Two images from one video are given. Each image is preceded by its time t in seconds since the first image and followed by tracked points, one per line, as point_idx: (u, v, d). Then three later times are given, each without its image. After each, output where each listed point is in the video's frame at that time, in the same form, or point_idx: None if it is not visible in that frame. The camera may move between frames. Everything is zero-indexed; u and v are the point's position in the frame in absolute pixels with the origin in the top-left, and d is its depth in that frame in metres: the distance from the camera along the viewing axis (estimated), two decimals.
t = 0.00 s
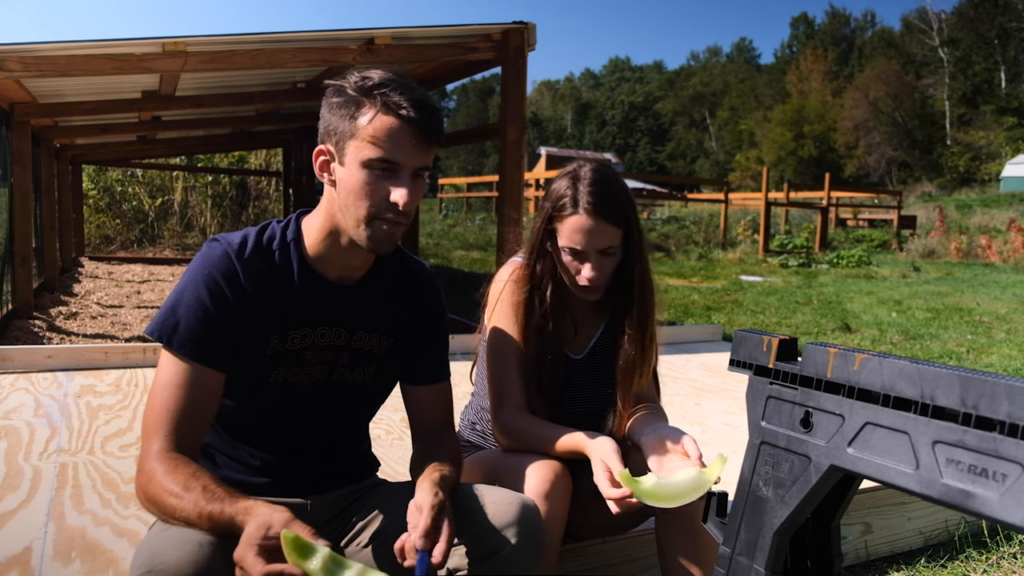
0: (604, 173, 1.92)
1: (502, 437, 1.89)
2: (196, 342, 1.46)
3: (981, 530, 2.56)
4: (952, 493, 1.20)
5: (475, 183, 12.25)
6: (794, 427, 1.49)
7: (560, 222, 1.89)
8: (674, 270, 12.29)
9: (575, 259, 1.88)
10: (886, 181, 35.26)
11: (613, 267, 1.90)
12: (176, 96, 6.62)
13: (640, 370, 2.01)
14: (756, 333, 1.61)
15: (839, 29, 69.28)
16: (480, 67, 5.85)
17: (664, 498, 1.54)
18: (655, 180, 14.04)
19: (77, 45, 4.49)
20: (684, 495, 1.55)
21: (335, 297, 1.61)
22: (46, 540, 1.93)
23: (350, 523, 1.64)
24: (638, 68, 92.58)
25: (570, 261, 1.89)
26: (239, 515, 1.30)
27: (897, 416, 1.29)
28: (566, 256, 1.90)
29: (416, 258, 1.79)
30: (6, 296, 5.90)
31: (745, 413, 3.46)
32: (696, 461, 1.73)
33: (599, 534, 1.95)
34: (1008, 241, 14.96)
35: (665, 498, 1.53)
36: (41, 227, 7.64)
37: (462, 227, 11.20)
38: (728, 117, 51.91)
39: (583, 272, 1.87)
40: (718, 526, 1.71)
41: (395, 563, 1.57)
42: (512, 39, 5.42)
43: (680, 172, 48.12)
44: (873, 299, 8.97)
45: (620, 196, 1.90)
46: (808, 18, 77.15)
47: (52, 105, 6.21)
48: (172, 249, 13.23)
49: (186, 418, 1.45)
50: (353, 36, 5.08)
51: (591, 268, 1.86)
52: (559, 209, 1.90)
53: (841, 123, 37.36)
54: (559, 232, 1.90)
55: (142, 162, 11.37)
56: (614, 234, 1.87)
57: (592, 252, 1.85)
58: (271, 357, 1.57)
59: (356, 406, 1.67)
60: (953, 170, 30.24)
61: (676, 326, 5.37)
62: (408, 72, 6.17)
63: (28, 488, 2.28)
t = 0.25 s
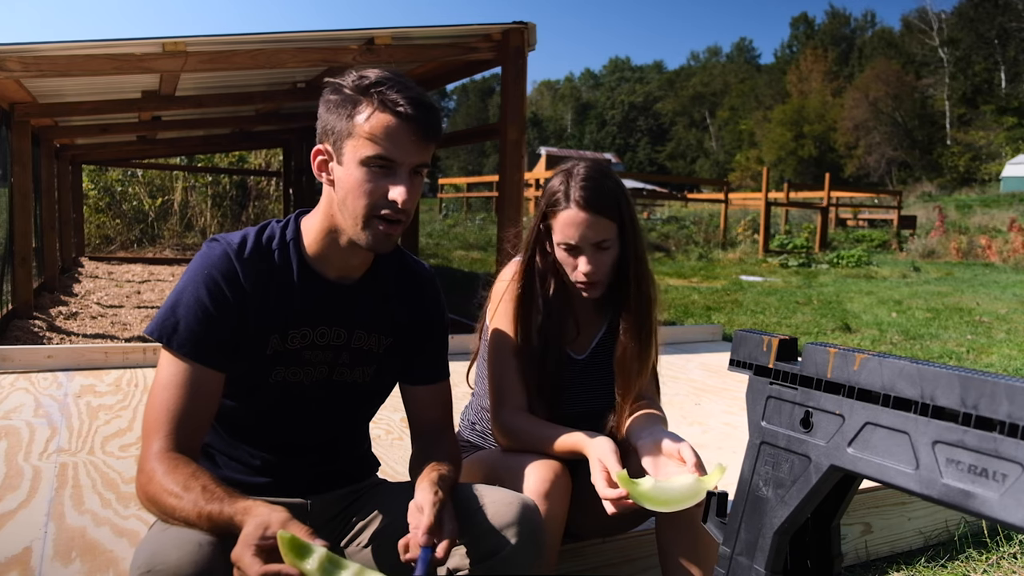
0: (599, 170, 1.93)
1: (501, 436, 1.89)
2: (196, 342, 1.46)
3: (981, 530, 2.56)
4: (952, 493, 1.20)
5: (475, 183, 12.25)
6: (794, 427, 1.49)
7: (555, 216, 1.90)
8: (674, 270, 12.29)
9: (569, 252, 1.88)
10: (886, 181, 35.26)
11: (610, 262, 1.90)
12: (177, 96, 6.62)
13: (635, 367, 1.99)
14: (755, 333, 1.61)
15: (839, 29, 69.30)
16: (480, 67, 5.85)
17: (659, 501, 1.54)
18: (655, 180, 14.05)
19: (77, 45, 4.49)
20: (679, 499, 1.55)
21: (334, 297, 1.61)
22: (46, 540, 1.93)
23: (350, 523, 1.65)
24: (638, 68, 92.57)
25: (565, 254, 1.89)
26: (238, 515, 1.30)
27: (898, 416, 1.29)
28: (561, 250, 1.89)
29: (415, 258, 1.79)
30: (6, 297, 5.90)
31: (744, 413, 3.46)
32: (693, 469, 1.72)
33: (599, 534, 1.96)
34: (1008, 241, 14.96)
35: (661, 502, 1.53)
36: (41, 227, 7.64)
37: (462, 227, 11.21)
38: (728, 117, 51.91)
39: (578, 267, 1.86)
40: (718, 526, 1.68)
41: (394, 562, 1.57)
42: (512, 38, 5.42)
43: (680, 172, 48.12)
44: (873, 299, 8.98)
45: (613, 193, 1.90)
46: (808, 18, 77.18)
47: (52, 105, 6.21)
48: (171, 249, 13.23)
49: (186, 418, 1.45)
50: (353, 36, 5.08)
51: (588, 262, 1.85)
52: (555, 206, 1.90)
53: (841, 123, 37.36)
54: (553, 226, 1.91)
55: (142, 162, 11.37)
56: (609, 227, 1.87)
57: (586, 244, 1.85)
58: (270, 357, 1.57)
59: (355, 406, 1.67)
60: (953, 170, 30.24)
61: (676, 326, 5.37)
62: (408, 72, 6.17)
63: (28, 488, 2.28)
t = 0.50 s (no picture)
0: (596, 166, 1.94)
1: (503, 437, 1.89)
2: (196, 342, 1.46)
3: (981, 530, 2.56)
4: (952, 493, 1.20)
5: (475, 183, 12.24)
6: (794, 427, 1.49)
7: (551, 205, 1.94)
8: (674, 270, 12.29)
9: (564, 232, 1.91)
10: (886, 181, 35.24)
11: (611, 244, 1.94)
12: (177, 96, 6.62)
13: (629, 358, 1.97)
14: (756, 333, 1.61)
15: (839, 29, 69.31)
16: (480, 67, 5.85)
17: (661, 499, 1.54)
18: (655, 180, 14.04)
19: (76, 45, 4.49)
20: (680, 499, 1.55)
21: (334, 297, 1.61)
22: (46, 540, 1.93)
23: (351, 522, 1.65)
24: (638, 68, 92.56)
25: (561, 242, 1.92)
26: (237, 516, 1.30)
27: (898, 416, 1.29)
28: (557, 235, 1.93)
29: (415, 258, 1.79)
30: (6, 297, 5.90)
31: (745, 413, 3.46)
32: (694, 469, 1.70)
33: (599, 534, 1.96)
34: (1008, 241, 14.96)
35: (664, 500, 1.53)
36: (41, 227, 7.64)
37: (462, 227, 11.21)
38: (728, 117, 51.90)
39: (574, 245, 1.90)
40: (718, 527, 1.67)
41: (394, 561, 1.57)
42: (512, 39, 5.42)
43: (680, 172, 48.12)
44: (874, 299, 8.97)
45: (608, 186, 1.93)
46: (808, 18, 77.19)
47: (52, 105, 6.21)
48: (171, 249, 13.23)
49: (186, 418, 1.44)
50: (352, 36, 5.08)
51: (583, 242, 1.88)
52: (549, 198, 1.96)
53: (841, 123, 37.36)
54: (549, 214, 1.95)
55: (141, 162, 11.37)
56: (605, 213, 1.91)
57: (580, 225, 1.89)
58: (270, 357, 1.57)
59: (354, 406, 1.67)
60: (953, 170, 30.23)
61: (676, 326, 5.37)
62: (408, 72, 6.17)
63: (28, 488, 2.28)
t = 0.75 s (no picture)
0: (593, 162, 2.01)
1: (508, 437, 1.89)
2: (197, 342, 1.46)
3: (981, 530, 2.56)
4: (952, 493, 1.20)
5: (475, 183, 12.24)
6: (794, 427, 1.49)
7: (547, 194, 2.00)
8: (674, 270, 12.29)
9: (559, 218, 1.97)
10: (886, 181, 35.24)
11: (608, 229, 1.98)
12: (177, 96, 6.61)
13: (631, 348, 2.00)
14: (755, 333, 1.61)
15: (839, 29, 69.34)
16: (480, 67, 5.85)
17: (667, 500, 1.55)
18: (656, 180, 14.05)
19: (77, 45, 4.49)
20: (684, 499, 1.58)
21: (335, 297, 1.61)
22: (46, 540, 1.93)
23: (350, 523, 1.65)
24: (638, 68, 92.54)
25: (558, 228, 1.97)
26: (225, 516, 1.29)
27: (898, 416, 1.29)
28: (552, 222, 1.99)
29: (416, 258, 1.79)
30: (6, 297, 5.90)
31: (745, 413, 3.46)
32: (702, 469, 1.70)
33: (600, 533, 1.95)
34: (1008, 241, 14.97)
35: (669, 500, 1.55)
36: (41, 227, 7.64)
37: (462, 227, 11.21)
38: (728, 117, 51.89)
39: (570, 227, 1.95)
40: (718, 526, 1.66)
41: (393, 562, 1.57)
42: (512, 39, 5.42)
43: (680, 172, 48.13)
44: (874, 299, 8.97)
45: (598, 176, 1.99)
46: (807, 18, 77.22)
47: (52, 105, 6.21)
48: (171, 249, 13.23)
49: (187, 418, 1.44)
50: (353, 36, 5.08)
51: (579, 224, 1.94)
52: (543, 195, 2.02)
53: (841, 123, 37.36)
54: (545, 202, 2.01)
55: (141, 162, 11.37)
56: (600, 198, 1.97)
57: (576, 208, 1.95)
58: (271, 357, 1.57)
59: (354, 406, 1.67)
60: (953, 170, 30.23)
61: (676, 326, 5.37)
62: (408, 72, 6.17)
63: (28, 488, 2.28)
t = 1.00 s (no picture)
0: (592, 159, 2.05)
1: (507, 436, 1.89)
2: (195, 342, 1.46)
3: (981, 530, 2.56)
4: (952, 493, 1.20)
5: (475, 183, 12.24)
6: (794, 427, 1.49)
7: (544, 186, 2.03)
8: (674, 270, 12.30)
9: (554, 207, 1.99)
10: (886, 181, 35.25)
11: (602, 219, 2.00)
12: (177, 96, 6.61)
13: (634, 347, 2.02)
14: (755, 333, 1.61)
15: (838, 29, 69.36)
16: (480, 67, 5.85)
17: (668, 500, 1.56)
18: (655, 180, 14.05)
19: (77, 45, 4.50)
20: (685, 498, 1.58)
21: (334, 297, 1.61)
22: (46, 540, 1.93)
23: (350, 523, 1.65)
24: (638, 68, 92.54)
25: (554, 217, 1.99)
26: (228, 516, 1.30)
27: (897, 416, 1.29)
28: (547, 213, 2.01)
29: (416, 258, 1.79)
30: (6, 296, 5.90)
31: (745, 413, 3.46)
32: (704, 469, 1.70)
33: (599, 534, 1.95)
34: (1008, 241, 14.97)
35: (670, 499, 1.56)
36: (41, 227, 7.64)
37: (462, 227, 11.21)
38: (728, 117, 51.90)
39: (564, 214, 1.97)
40: (719, 526, 1.65)
41: (393, 562, 1.57)
42: (512, 39, 5.42)
43: (681, 172, 48.13)
44: (874, 299, 8.98)
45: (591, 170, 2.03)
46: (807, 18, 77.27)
47: (52, 105, 6.21)
48: (171, 250, 13.22)
49: (187, 418, 1.44)
50: (353, 36, 5.08)
51: (573, 211, 1.96)
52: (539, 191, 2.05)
53: (841, 123, 37.37)
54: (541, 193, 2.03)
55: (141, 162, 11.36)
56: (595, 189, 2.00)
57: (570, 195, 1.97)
58: (270, 357, 1.57)
59: (354, 407, 1.67)
60: (953, 170, 30.24)
61: (676, 326, 5.37)
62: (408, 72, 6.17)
63: (28, 489, 2.28)
